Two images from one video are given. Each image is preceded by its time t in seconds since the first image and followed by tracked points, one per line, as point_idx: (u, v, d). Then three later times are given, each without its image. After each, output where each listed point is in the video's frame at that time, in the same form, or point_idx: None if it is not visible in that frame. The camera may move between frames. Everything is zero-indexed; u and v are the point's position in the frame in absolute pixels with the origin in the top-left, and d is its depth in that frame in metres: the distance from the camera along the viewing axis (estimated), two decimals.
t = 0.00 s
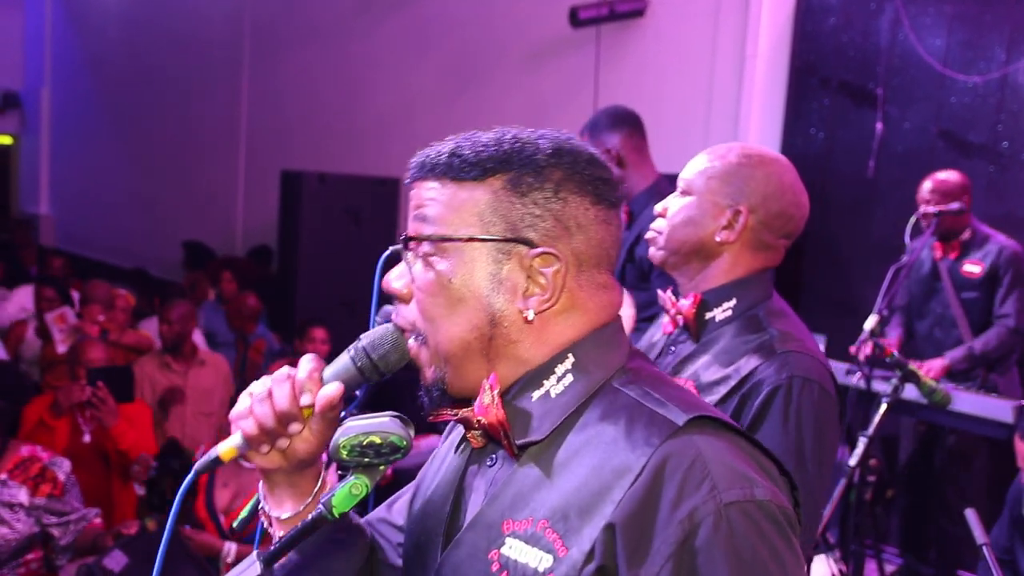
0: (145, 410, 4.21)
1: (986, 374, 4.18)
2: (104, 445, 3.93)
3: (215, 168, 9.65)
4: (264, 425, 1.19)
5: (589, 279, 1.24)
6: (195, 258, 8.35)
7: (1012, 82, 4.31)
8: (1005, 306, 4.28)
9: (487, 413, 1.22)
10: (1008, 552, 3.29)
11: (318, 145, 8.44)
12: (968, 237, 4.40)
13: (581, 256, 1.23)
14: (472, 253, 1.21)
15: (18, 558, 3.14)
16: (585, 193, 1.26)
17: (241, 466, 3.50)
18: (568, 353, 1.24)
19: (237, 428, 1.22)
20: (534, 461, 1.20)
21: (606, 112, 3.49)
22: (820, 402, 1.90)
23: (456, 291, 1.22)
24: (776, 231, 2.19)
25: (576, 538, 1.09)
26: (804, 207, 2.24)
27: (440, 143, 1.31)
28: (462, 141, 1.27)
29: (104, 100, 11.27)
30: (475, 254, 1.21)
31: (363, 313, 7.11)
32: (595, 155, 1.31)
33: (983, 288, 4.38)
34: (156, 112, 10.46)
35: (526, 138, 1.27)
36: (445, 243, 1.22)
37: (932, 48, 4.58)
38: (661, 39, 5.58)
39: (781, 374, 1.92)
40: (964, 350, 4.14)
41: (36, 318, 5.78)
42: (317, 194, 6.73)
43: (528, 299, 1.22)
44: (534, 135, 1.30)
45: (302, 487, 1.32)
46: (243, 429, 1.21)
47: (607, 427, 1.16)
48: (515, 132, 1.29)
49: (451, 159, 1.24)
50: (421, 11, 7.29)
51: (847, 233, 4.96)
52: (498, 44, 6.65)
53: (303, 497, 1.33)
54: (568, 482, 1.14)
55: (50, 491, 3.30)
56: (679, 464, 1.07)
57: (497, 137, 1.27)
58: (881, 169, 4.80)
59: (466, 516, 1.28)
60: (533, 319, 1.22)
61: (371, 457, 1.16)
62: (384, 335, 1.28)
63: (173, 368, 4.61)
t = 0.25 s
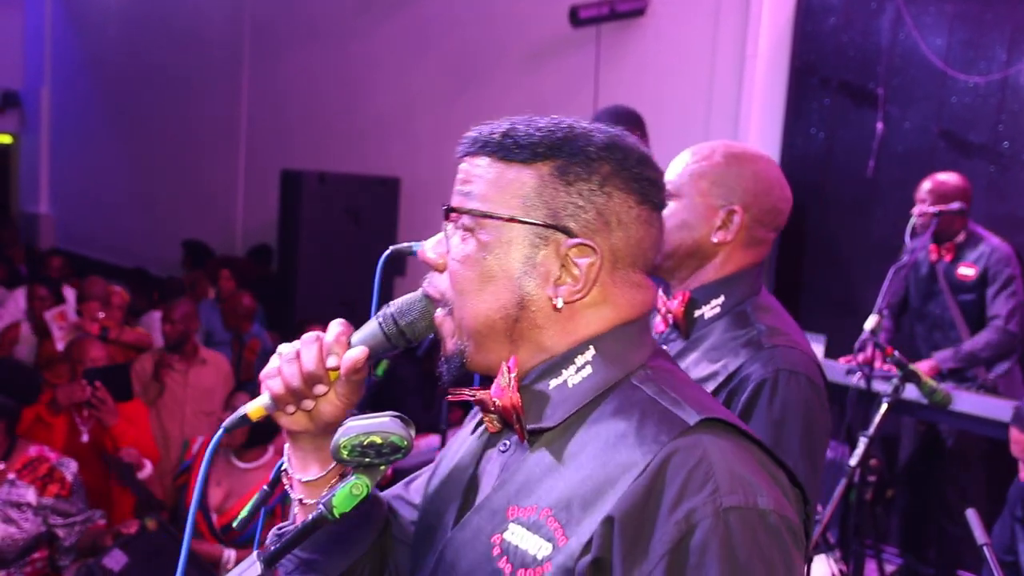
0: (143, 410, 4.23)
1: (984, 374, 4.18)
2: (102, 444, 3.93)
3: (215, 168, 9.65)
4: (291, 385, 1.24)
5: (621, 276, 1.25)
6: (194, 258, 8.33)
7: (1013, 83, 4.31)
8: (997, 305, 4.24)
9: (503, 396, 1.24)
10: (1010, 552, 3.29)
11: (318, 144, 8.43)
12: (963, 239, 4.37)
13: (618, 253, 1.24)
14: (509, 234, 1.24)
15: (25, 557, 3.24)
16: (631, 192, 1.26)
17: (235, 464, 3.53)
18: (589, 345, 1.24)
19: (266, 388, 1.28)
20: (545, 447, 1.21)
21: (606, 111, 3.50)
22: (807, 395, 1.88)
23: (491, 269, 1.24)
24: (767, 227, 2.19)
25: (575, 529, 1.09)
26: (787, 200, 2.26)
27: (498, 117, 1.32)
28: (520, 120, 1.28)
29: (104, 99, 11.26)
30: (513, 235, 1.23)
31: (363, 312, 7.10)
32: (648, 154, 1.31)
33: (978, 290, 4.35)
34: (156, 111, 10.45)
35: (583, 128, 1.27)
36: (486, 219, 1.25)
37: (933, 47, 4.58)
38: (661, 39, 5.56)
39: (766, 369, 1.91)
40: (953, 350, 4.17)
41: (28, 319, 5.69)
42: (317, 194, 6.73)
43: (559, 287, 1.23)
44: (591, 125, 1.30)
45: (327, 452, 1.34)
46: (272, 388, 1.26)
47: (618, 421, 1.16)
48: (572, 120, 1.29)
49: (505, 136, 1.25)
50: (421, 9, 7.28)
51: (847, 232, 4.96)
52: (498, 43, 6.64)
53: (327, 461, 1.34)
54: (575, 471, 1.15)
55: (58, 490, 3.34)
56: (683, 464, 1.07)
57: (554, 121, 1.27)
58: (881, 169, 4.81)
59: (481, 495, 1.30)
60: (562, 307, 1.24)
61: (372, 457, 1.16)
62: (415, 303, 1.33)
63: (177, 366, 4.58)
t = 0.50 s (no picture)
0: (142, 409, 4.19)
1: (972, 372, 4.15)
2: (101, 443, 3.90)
3: (215, 167, 9.64)
4: (315, 397, 1.20)
5: (647, 279, 1.20)
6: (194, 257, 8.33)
7: (1014, 82, 4.31)
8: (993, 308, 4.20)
9: (524, 402, 1.22)
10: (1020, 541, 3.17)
11: (318, 143, 8.43)
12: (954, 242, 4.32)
13: (642, 255, 1.19)
14: (531, 239, 1.19)
15: (33, 555, 3.24)
16: (654, 193, 1.21)
17: (229, 467, 3.54)
18: (614, 350, 1.20)
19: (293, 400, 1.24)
20: (567, 455, 1.20)
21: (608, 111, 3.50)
22: (802, 389, 1.88)
23: (513, 275, 1.20)
24: (763, 221, 2.21)
25: (589, 543, 1.08)
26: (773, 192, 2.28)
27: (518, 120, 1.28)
28: (539, 121, 1.24)
29: (104, 99, 11.25)
30: (535, 240, 1.19)
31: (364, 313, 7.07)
32: (670, 153, 1.26)
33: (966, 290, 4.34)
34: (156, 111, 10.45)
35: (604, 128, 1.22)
36: (508, 224, 1.20)
37: (934, 46, 4.58)
38: (661, 39, 5.56)
39: (763, 361, 1.90)
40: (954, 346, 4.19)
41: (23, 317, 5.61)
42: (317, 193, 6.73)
43: (583, 292, 1.18)
44: (612, 125, 1.25)
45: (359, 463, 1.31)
46: (297, 401, 1.22)
47: (638, 432, 1.13)
48: (592, 121, 1.24)
49: (525, 139, 1.21)
50: (421, 9, 7.28)
51: (848, 232, 4.95)
52: (499, 43, 6.64)
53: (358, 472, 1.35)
54: (593, 481, 1.13)
55: (66, 489, 3.36)
56: (701, 479, 1.04)
57: (574, 123, 1.23)
58: (882, 169, 4.81)
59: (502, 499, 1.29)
60: (587, 313, 1.19)
61: (373, 457, 1.16)
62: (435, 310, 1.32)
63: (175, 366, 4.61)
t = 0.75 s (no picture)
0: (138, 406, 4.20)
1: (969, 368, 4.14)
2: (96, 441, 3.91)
3: (215, 166, 9.64)
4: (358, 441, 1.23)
5: (692, 293, 1.14)
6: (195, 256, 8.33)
7: (1015, 83, 4.31)
8: (985, 302, 4.18)
9: (574, 430, 1.16)
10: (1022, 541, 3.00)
11: (319, 142, 8.43)
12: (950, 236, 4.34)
13: (684, 267, 1.13)
14: (564, 261, 1.14)
15: (36, 553, 3.25)
16: (689, 199, 1.16)
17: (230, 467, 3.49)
18: (667, 370, 1.13)
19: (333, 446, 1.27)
20: (621, 484, 1.14)
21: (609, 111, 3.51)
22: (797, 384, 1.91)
23: (549, 301, 1.15)
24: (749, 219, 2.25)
25: None
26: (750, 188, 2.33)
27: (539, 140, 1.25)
28: (561, 138, 1.20)
29: (105, 98, 11.24)
30: (568, 262, 1.14)
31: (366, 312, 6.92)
32: (701, 156, 1.21)
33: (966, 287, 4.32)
34: (156, 109, 10.45)
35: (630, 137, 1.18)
36: (538, 248, 1.15)
37: (935, 46, 4.57)
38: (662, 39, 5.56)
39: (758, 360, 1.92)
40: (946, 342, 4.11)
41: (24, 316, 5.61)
42: (318, 192, 6.73)
43: (624, 312, 1.12)
44: (639, 133, 1.21)
45: (400, 504, 1.31)
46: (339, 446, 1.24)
47: (695, 458, 1.07)
48: (618, 131, 1.20)
49: (548, 157, 1.17)
50: (422, 8, 7.27)
51: (849, 232, 4.95)
52: (500, 42, 6.63)
53: (400, 512, 1.31)
54: (650, 512, 1.08)
55: (68, 486, 3.37)
56: (767, 511, 0.98)
57: (599, 135, 1.19)
58: (883, 169, 4.81)
59: (551, 529, 1.25)
60: (630, 335, 1.13)
61: (375, 457, 1.15)
62: (477, 342, 1.36)
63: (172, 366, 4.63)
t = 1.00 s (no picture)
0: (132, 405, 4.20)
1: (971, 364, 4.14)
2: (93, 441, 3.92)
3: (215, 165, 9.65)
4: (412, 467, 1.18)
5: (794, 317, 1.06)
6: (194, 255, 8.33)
7: (1016, 82, 4.30)
8: (998, 295, 4.18)
9: (664, 460, 1.07)
10: None
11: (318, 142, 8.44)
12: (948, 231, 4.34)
13: (787, 289, 1.05)
14: (653, 288, 1.06)
15: (36, 551, 3.24)
16: (793, 215, 1.08)
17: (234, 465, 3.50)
18: (764, 396, 1.04)
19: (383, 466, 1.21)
20: (713, 519, 1.05)
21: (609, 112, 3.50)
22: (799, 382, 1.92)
23: (636, 330, 1.07)
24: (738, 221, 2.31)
25: None
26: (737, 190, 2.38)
27: (617, 146, 1.16)
28: (645, 145, 1.12)
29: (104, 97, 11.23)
30: (657, 288, 1.06)
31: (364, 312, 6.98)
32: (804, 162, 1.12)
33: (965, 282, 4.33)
34: (156, 109, 10.45)
35: (725, 144, 1.09)
36: (623, 272, 1.07)
37: (936, 45, 4.57)
38: (661, 38, 5.56)
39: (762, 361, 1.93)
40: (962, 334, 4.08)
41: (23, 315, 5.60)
42: (318, 191, 6.73)
43: (722, 342, 1.04)
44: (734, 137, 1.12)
45: (447, 524, 1.30)
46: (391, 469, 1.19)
47: (804, 495, 0.98)
48: (711, 135, 1.11)
49: (631, 170, 1.09)
50: (423, 7, 7.26)
51: (848, 231, 4.95)
52: (500, 41, 6.62)
53: (448, 534, 1.30)
54: (751, 553, 0.99)
55: (68, 483, 3.36)
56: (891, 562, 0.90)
57: (689, 141, 1.10)
58: (884, 168, 4.79)
59: (625, 560, 1.19)
60: (727, 366, 1.05)
61: (376, 457, 1.15)
62: (546, 369, 1.33)
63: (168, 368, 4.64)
